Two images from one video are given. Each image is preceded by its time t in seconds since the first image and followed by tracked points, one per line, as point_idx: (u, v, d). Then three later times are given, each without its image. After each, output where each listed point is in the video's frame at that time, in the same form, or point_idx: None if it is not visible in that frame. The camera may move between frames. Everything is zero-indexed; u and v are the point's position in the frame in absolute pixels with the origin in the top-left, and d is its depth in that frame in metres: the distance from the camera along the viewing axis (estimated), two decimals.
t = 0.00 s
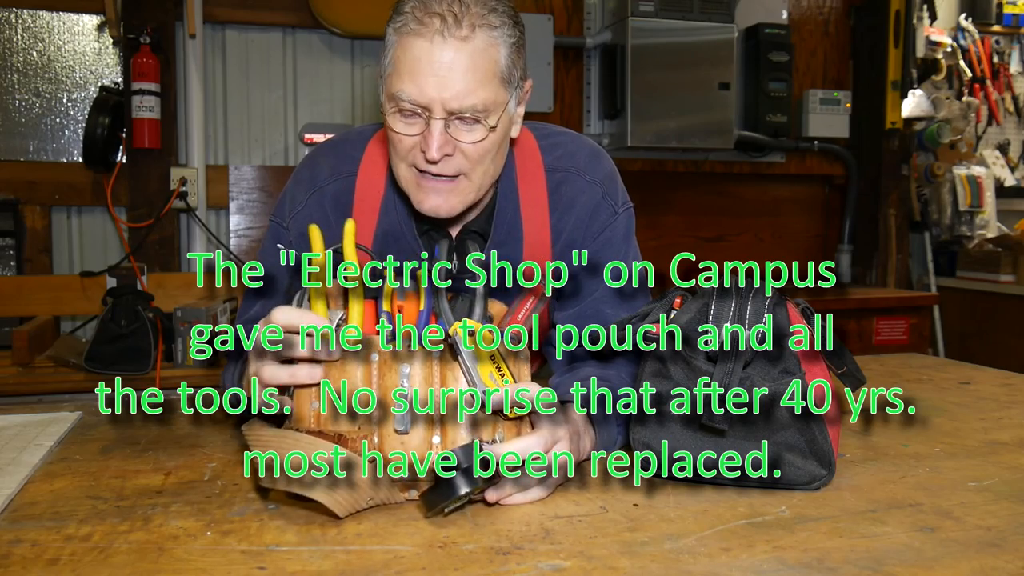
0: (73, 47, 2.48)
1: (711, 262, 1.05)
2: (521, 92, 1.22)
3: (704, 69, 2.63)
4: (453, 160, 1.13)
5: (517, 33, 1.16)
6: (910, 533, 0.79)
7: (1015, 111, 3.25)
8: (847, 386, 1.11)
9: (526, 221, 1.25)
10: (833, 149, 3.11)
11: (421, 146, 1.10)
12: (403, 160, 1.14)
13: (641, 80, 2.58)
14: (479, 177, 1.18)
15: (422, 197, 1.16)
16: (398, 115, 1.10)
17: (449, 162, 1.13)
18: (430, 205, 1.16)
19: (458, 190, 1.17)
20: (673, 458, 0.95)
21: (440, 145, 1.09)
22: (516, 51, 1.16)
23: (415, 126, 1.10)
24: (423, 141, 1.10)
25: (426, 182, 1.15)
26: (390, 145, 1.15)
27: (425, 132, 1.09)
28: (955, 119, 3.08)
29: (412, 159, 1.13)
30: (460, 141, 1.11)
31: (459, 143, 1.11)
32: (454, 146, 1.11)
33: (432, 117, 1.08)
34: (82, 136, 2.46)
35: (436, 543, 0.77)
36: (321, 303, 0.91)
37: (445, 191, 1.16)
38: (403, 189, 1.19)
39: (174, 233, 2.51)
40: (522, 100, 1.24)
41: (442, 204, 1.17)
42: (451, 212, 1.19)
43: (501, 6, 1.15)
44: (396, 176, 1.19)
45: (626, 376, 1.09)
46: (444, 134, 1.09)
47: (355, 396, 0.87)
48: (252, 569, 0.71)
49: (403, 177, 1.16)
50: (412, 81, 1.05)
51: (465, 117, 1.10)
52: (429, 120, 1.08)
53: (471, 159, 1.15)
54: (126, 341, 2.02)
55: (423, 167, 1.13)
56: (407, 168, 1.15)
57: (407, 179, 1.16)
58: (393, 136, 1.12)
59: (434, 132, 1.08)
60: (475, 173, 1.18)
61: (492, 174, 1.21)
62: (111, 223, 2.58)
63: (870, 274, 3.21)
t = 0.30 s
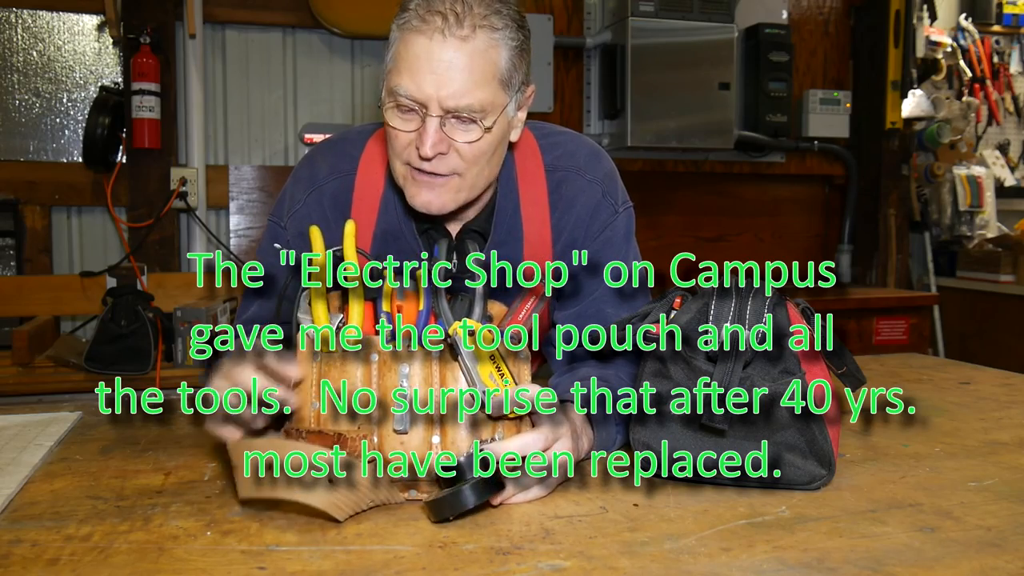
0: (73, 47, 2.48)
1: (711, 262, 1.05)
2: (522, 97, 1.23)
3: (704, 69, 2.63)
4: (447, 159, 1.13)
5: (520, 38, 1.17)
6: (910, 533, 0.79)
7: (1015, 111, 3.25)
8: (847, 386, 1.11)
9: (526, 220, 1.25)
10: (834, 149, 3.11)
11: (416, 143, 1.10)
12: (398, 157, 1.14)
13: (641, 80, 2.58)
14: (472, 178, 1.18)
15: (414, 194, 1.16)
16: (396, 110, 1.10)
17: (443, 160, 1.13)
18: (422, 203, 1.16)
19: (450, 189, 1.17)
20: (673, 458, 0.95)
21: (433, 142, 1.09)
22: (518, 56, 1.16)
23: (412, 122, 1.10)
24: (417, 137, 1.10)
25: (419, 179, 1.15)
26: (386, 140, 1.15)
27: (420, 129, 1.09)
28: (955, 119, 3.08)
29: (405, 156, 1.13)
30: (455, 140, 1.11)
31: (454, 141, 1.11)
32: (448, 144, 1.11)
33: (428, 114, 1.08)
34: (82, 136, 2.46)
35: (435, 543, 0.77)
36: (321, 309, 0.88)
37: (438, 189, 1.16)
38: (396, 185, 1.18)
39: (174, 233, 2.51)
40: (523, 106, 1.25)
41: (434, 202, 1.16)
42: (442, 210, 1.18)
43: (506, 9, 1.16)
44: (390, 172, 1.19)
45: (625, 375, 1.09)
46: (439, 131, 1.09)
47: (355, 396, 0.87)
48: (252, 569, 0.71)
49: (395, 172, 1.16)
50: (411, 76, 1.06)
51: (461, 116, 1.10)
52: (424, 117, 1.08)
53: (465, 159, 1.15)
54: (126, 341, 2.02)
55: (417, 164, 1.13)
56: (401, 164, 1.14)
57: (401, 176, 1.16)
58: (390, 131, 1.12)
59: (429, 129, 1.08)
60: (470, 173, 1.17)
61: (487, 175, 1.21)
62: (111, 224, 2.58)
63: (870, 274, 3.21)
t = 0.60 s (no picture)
0: (73, 47, 2.48)
1: (711, 262, 1.05)
2: (513, 79, 1.23)
3: (704, 69, 2.63)
4: (460, 148, 1.13)
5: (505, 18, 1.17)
6: (910, 533, 0.79)
7: (1015, 111, 3.25)
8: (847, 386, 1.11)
9: (524, 222, 1.26)
10: (834, 149, 3.11)
11: (427, 137, 1.11)
12: (409, 157, 1.15)
13: (641, 80, 2.58)
14: (488, 163, 1.18)
15: (432, 190, 1.15)
16: (399, 109, 1.11)
17: (456, 148, 1.13)
18: (444, 198, 1.16)
19: (468, 179, 1.16)
20: (673, 458, 0.95)
21: (446, 132, 1.10)
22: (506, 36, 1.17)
23: (417, 117, 1.11)
24: (427, 131, 1.11)
25: (434, 174, 1.15)
26: (393, 144, 1.16)
27: (429, 123, 1.11)
28: (955, 119, 3.07)
29: (417, 153, 1.13)
30: (464, 126, 1.12)
31: (463, 129, 1.12)
32: (459, 132, 1.12)
33: (433, 104, 1.10)
34: (82, 136, 2.46)
35: (435, 543, 0.77)
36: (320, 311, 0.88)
37: (455, 181, 1.15)
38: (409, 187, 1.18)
39: (174, 233, 2.51)
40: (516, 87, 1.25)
41: (453, 195, 1.16)
42: (463, 202, 1.17)
43: None
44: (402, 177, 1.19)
45: (623, 375, 1.09)
46: (447, 120, 1.10)
47: (354, 396, 0.87)
48: (252, 569, 0.71)
49: (409, 174, 1.16)
50: (410, 72, 1.08)
51: (466, 100, 1.11)
52: (431, 108, 1.10)
53: (478, 144, 1.14)
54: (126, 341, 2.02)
55: (431, 159, 1.14)
56: (413, 164, 1.15)
57: (415, 176, 1.16)
58: (396, 132, 1.13)
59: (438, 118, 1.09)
60: (484, 159, 1.17)
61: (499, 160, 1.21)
62: (111, 224, 2.58)
63: (870, 274, 3.21)
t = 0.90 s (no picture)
0: (73, 46, 2.48)
1: (712, 262, 1.05)
2: (499, 86, 1.23)
3: (704, 69, 2.63)
4: (448, 155, 1.14)
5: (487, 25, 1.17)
6: (910, 533, 0.79)
7: (1015, 111, 3.25)
8: (847, 386, 1.11)
9: (519, 227, 1.26)
10: (833, 149, 3.11)
11: (413, 146, 1.11)
12: (397, 167, 1.15)
13: (641, 80, 2.58)
14: (476, 170, 1.18)
15: (422, 199, 1.16)
16: (384, 120, 1.12)
17: (444, 156, 1.14)
18: (432, 208, 1.16)
19: (457, 188, 1.16)
20: (673, 458, 0.95)
21: (432, 139, 1.10)
22: (489, 43, 1.17)
23: (403, 127, 1.11)
24: (414, 140, 1.11)
25: (423, 183, 1.15)
26: (380, 155, 1.16)
27: (415, 131, 1.10)
28: (955, 119, 3.07)
29: (405, 163, 1.14)
30: (450, 133, 1.12)
31: (449, 136, 1.12)
32: (445, 139, 1.12)
33: (419, 112, 1.10)
34: (82, 136, 2.46)
35: (436, 543, 0.77)
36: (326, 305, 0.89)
37: (445, 190, 1.16)
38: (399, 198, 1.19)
39: (174, 233, 2.50)
40: (501, 94, 1.25)
41: (443, 204, 1.16)
42: (453, 211, 1.18)
43: None
44: (390, 188, 1.19)
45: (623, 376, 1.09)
46: (434, 128, 1.10)
47: (355, 396, 0.87)
48: (252, 569, 0.71)
49: (398, 185, 1.16)
50: (394, 80, 1.07)
51: (451, 107, 1.11)
52: (417, 117, 1.10)
53: (465, 151, 1.15)
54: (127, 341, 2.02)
55: (418, 168, 1.14)
56: (402, 175, 1.15)
57: (404, 186, 1.16)
58: (382, 142, 1.13)
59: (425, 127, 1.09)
60: (472, 167, 1.17)
61: (487, 166, 1.21)
62: (111, 223, 2.58)
63: (870, 274, 3.21)
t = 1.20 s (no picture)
0: (73, 46, 2.48)
1: (712, 262, 1.05)
2: (500, 86, 1.23)
3: (703, 69, 2.63)
4: (447, 155, 1.13)
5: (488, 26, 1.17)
6: (910, 533, 0.79)
7: (1015, 111, 3.24)
8: (847, 386, 1.11)
9: (519, 227, 1.26)
10: (833, 149, 3.11)
11: (412, 145, 1.11)
12: (397, 166, 1.15)
13: (641, 80, 2.58)
14: (476, 171, 1.18)
15: (422, 200, 1.16)
16: (384, 119, 1.11)
17: (444, 156, 1.14)
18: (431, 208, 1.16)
19: (456, 188, 1.16)
20: (673, 458, 0.95)
21: (431, 139, 1.10)
22: (490, 43, 1.17)
23: (402, 126, 1.11)
24: (413, 140, 1.11)
25: (422, 183, 1.15)
26: (381, 155, 1.16)
27: (414, 130, 1.10)
28: (955, 119, 3.07)
29: (404, 162, 1.14)
30: (449, 133, 1.12)
31: (449, 136, 1.12)
32: (445, 139, 1.12)
33: (418, 111, 1.09)
34: (82, 136, 2.46)
35: (435, 543, 0.77)
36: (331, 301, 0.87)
37: (444, 190, 1.16)
38: (400, 198, 1.19)
39: (174, 233, 2.50)
40: (502, 95, 1.25)
41: (442, 204, 1.16)
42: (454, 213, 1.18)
43: None
44: (390, 187, 1.19)
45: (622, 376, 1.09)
46: (433, 127, 1.10)
47: (355, 396, 0.87)
48: (252, 569, 0.71)
49: (398, 185, 1.16)
50: (393, 78, 1.07)
51: (451, 107, 1.11)
52: (416, 116, 1.10)
53: (464, 151, 1.15)
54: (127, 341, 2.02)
55: (417, 167, 1.14)
56: (401, 174, 1.15)
57: (403, 185, 1.16)
58: (382, 142, 1.13)
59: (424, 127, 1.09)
60: (471, 167, 1.17)
61: (487, 167, 1.21)
62: (111, 223, 2.58)
63: (870, 274, 3.21)
